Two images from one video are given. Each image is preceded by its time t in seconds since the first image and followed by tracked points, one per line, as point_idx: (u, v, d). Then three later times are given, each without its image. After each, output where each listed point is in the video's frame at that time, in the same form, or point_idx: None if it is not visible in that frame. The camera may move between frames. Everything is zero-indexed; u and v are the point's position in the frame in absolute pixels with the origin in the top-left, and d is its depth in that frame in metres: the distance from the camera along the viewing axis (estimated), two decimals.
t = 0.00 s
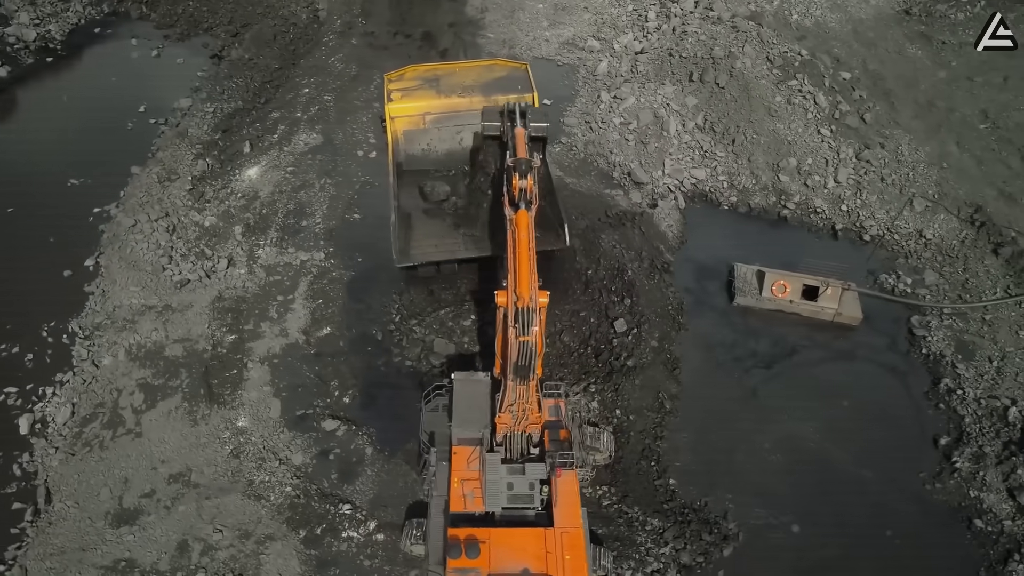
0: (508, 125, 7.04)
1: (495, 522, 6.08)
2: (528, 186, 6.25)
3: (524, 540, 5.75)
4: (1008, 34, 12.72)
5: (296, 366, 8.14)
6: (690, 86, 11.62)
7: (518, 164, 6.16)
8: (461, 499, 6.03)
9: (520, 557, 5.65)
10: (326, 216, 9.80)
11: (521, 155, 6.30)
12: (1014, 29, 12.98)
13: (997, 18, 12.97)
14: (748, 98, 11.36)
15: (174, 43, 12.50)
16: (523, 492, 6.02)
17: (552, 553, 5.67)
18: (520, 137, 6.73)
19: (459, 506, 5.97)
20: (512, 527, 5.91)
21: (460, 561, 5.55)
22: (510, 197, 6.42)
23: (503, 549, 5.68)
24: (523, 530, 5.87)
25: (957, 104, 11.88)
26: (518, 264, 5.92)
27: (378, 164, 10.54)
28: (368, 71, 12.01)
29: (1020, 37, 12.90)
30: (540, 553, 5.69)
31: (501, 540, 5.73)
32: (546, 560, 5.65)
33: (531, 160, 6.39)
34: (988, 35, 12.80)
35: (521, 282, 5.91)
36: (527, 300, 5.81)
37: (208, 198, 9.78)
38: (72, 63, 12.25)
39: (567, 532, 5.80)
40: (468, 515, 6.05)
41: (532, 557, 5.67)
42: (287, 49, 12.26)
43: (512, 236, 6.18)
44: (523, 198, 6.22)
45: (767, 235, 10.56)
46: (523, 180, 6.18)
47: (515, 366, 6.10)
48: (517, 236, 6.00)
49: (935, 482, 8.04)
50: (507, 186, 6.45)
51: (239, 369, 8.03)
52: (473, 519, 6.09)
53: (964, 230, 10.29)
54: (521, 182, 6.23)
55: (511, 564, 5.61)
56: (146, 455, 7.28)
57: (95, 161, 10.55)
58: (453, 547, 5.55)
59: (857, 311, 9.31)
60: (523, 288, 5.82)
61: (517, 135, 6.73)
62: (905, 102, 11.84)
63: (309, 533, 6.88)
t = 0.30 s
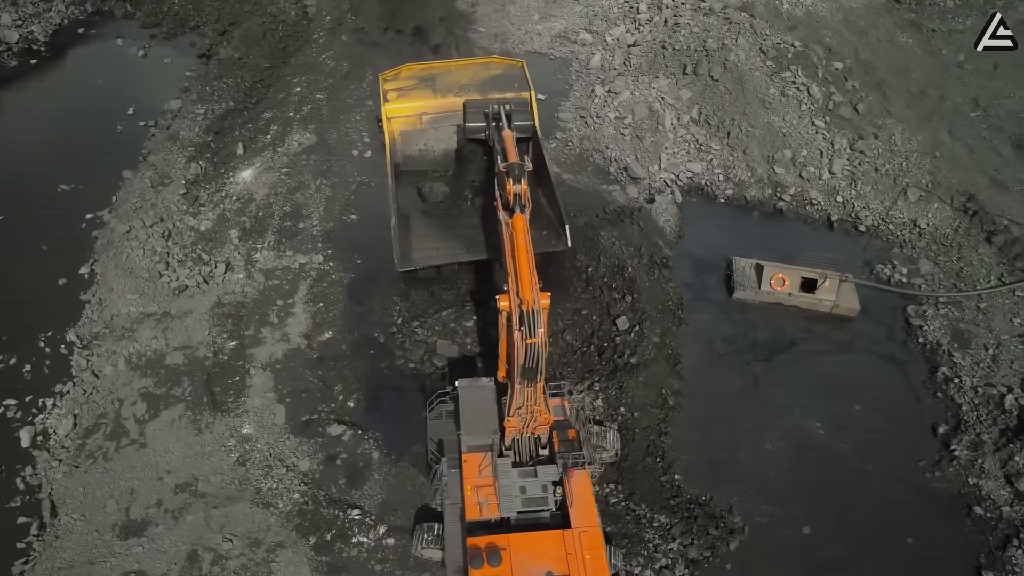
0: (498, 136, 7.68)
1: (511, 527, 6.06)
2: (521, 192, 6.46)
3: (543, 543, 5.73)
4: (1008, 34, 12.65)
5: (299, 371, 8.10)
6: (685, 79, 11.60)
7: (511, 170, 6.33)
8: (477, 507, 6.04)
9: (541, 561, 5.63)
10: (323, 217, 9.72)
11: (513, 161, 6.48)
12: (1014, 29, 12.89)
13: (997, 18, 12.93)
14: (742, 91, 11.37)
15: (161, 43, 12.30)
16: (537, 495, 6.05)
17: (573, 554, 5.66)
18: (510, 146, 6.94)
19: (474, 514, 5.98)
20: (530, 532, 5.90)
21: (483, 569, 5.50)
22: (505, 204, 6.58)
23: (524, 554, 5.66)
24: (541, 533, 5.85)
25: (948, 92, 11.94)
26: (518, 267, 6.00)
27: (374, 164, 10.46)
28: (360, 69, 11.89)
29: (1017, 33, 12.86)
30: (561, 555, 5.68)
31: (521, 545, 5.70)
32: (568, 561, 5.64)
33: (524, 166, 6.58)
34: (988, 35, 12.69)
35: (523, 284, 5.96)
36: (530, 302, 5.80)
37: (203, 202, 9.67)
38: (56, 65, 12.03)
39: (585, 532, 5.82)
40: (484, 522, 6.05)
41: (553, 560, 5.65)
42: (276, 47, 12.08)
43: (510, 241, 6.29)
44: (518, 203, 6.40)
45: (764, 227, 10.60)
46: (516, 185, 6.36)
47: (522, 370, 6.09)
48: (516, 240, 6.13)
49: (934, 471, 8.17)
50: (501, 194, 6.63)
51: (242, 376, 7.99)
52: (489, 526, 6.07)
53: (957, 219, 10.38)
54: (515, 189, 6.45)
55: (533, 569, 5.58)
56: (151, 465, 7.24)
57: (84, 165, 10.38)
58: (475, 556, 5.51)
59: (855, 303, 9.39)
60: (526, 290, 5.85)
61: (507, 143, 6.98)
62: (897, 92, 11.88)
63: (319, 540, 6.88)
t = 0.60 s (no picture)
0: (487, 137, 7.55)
1: (527, 530, 6.18)
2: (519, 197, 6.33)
3: (561, 546, 5.84)
4: (1009, 35, 12.51)
5: (304, 376, 8.08)
6: (680, 72, 11.58)
7: (508, 175, 6.22)
8: (492, 512, 6.08)
9: (560, 563, 5.74)
10: (321, 219, 9.65)
11: (508, 166, 6.39)
12: (1014, 29, 12.78)
13: (998, 18, 12.79)
14: (738, 83, 11.37)
15: (148, 42, 12.11)
16: (551, 497, 6.14)
17: (591, 554, 5.78)
18: (505, 149, 6.82)
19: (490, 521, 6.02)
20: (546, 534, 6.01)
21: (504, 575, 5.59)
22: (503, 208, 6.50)
23: (542, 558, 5.77)
24: (558, 535, 5.96)
25: (941, 81, 11.99)
26: (521, 273, 5.97)
27: (371, 164, 10.39)
28: (352, 67, 11.78)
29: (1016, 31, 12.77)
30: (579, 556, 5.79)
31: (539, 549, 5.81)
32: (586, 562, 5.75)
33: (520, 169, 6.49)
34: (990, 37, 12.53)
35: (527, 290, 5.93)
36: (535, 303, 5.79)
37: (199, 206, 9.57)
38: (42, 67, 11.82)
39: (601, 531, 5.93)
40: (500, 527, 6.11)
41: (572, 561, 5.76)
42: (267, 46, 11.92)
43: (510, 245, 6.24)
44: (517, 207, 6.30)
45: (762, 220, 10.65)
46: (514, 190, 6.24)
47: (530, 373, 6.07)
48: (517, 246, 6.08)
49: (935, 459, 8.29)
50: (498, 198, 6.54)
51: (246, 383, 7.95)
52: (506, 531, 6.17)
53: (952, 208, 10.47)
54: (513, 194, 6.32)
55: (553, 572, 5.70)
56: (158, 475, 7.21)
57: (76, 170, 10.24)
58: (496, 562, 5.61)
59: (854, 294, 9.48)
60: (530, 295, 5.83)
61: (500, 147, 6.86)
62: (890, 81, 11.92)
63: (331, 545, 6.89)
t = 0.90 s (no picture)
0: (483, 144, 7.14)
1: (542, 531, 6.25)
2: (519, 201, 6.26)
3: (577, 547, 5.90)
4: (1007, 33, 12.40)
5: (309, 381, 8.07)
6: (675, 65, 11.56)
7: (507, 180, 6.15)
8: (506, 516, 6.17)
9: (577, 564, 5.80)
10: (319, 221, 9.59)
11: (507, 171, 6.35)
12: (1013, 28, 12.65)
13: (997, 19, 12.63)
14: (733, 75, 11.37)
15: (136, 42, 11.92)
16: (563, 497, 6.19)
17: (607, 554, 5.85)
18: (502, 153, 6.78)
19: (505, 525, 6.12)
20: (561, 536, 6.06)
21: None
22: (503, 213, 6.45)
23: (560, 560, 5.82)
24: (573, 536, 6.03)
25: (934, 69, 12.03)
26: (525, 277, 5.89)
27: (368, 164, 10.32)
28: (346, 65, 11.67)
29: (1015, 30, 12.64)
30: (595, 556, 5.86)
31: (556, 551, 5.86)
32: (603, 562, 5.82)
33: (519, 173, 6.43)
34: (988, 34, 12.41)
35: (532, 293, 5.84)
36: (540, 305, 5.68)
37: (196, 210, 9.47)
38: (28, 69, 11.62)
39: (616, 531, 6.00)
40: (514, 530, 6.19)
41: (588, 561, 5.83)
42: (258, 45, 11.76)
43: (512, 249, 6.17)
44: (517, 211, 6.23)
45: (760, 212, 10.69)
46: (514, 195, 6.17)
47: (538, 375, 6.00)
48: (519, 249, 6.00)
49: (935, 447, 8.40)
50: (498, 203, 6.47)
51: (251, 389, 7.93)
52: (521, 533, 6.20)
53: (947, 197, 10.56)
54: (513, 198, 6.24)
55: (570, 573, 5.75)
56: (166, 485, 7.19)
57: (68, 175, 10.10)
58: (514, 566, 5.67)
59: (852, 285, 9.58)
60: (536, 297, 5.73)
61: (497, 151, 6.80)
62: (884, 70, 11.94)
63: (343, 550, 6.91)
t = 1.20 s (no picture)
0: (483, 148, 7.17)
1: (555, 532, 6.37)
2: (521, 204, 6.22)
3: (590, 548, 5.99)
4: (1008, 33, 12.17)
5: (314, 386, 8.05)
6: (670, 57, 11.53)
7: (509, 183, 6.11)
8: (519, 518, 6.26)
9: (592, 564, 5.89)
10: (318, 223, 9.53)
11: (509, 173, 6.32)
12: (1014, 29, 12.43)
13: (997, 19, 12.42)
14: (728, 67, 11.36)
15: (123, 42, 11.73)
16: (574, 498, 6.26)
17: (621, 553, 5.93)
18: (502, 155, 6.73)
19: (518, 526, 6.21)
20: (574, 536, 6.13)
21: None
22: (506, 216, 6.42)
23: (574, 560, 5.91)
24: (586, 536, 6.10)
25: (927, 56, 12.05)
26: (530, 279, 5.85)
27: (364, 164, 10.25)
28: (338, 63, 11.55)
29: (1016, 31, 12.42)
30: (610, 556, 5.94)
31: (570, 552, 5.95)
32: (617, 562, 5.90)
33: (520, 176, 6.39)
34: (988, 34, 12.22)
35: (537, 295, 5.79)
36: (548, 306, 5.63)
37: (192, 214, 9.38)
38: (13, 72, 11.41)
39: (629, 530, 6.08)
40: (528, 531, 6.29)
41: (602, 561, 5.91)
42: (248, 43, 11.60)
43: (516, 252, 6.12)
44: (519, 215, 6.19)
45: (757, 203, 10.73)
46: (516, 198, 6.13)
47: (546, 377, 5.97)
48: (523, 252, 5.95)
49: (935, 435, 8.52)
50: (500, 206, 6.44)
51: (256, 395, 7.90)
52: (534, 535, 6.35)
53: (942, 185, 10.64)
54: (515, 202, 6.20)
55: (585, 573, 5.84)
56: (175, 494, 7.17)
57: (58, 180, 9.94)
58: (530, 568, 5.76)
59: (851, 276, 9.64)
60: (542, 299, 5.69)
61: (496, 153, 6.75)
62: (877, 58, 11.94)
63: (355, 554, 6.94)
